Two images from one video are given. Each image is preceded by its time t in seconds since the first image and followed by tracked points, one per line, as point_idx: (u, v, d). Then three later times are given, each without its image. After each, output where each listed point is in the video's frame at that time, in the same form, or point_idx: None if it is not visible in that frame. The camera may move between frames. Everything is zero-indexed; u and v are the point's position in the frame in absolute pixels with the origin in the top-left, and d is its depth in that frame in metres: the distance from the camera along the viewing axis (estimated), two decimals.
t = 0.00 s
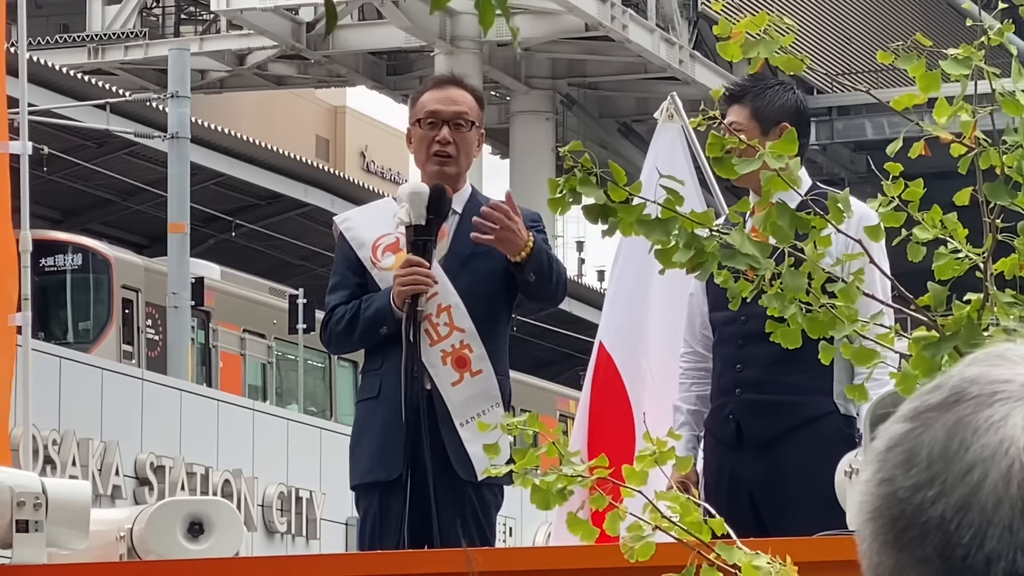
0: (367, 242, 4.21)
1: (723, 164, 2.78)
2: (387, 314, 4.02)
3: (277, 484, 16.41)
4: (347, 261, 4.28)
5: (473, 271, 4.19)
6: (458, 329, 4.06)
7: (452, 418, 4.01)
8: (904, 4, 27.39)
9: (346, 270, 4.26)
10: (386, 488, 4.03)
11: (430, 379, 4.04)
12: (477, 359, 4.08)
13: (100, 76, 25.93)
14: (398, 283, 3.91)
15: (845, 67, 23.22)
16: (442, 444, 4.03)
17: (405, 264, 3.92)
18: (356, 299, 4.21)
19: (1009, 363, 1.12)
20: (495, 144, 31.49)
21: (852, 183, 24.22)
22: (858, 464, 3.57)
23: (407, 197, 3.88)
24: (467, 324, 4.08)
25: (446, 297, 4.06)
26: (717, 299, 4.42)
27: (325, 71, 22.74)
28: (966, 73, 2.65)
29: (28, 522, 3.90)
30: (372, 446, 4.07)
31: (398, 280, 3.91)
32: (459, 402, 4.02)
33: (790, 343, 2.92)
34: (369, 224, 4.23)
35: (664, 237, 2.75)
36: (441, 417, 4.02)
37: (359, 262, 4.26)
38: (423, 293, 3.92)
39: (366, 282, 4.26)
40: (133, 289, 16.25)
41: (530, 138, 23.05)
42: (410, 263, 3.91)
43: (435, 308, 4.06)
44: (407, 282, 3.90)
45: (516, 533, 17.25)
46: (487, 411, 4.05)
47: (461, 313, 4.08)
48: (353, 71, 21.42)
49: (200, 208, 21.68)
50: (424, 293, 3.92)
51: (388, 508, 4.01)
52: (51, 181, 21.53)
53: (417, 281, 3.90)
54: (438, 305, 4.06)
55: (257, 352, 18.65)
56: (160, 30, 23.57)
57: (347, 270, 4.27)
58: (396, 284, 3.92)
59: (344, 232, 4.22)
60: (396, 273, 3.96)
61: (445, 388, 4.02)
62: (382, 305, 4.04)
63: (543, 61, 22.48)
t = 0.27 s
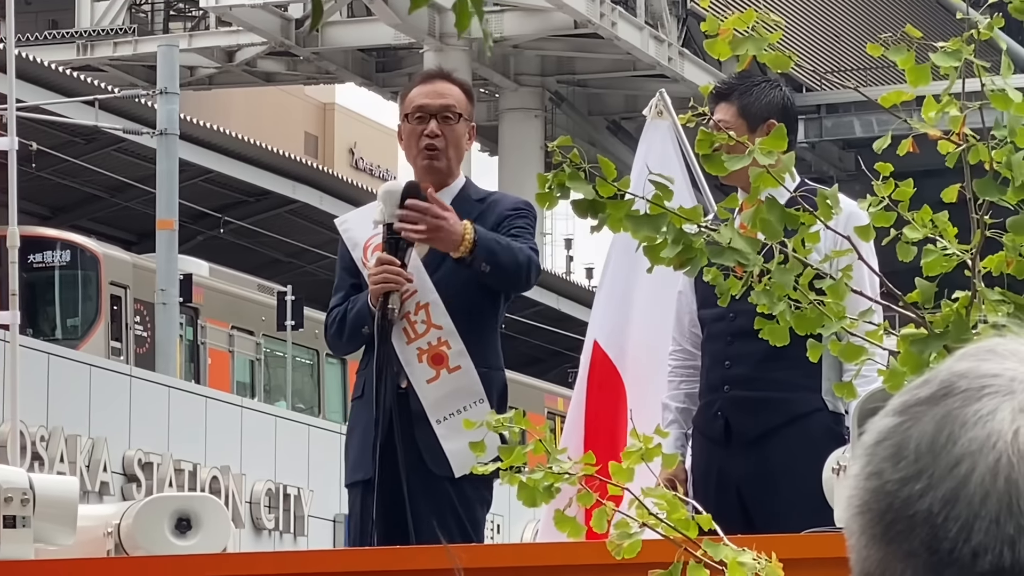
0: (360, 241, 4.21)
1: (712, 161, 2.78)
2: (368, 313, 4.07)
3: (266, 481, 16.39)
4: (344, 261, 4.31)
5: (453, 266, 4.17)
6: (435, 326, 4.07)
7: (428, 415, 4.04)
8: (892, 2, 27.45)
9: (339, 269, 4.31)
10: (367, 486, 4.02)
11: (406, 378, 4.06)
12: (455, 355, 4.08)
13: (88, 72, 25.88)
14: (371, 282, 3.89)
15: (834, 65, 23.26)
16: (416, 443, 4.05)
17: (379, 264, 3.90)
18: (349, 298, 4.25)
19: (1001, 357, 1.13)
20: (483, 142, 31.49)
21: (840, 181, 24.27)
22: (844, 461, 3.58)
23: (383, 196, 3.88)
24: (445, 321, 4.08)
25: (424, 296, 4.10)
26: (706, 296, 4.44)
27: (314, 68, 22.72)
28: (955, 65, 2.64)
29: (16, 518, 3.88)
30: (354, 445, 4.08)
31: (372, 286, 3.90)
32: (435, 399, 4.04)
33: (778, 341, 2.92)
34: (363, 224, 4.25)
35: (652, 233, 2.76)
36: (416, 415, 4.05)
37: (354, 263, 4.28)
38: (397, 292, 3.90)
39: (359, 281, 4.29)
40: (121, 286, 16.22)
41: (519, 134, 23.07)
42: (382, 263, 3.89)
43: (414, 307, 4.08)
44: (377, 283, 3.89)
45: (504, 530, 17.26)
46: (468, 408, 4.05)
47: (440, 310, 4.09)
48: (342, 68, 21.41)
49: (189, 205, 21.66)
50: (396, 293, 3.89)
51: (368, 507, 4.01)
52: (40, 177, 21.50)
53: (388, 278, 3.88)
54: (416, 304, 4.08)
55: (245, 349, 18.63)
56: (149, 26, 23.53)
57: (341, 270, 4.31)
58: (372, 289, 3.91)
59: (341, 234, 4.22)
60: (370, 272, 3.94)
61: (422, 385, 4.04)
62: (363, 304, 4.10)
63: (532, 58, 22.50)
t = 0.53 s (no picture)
0: (348, 238, 4.20)
1: (703, 160, 2.79)
2: (357, 314, 4.08)
3: (255, 477, 16.36)
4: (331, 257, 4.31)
5: (441, 265, 4.14)
6: (424, 328, 4.09)
7: (414, 416, 4.06)
8: None
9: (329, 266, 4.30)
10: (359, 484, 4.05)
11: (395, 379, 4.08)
12: (444, 358, 4.10)
13: (79, 67, 25.83)
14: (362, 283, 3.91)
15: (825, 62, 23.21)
16: (405, 445, 4.06)
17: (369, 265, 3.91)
18: (339, 296, 4.25)
19: (985, 356, 1.17)
20: (474, 138, 31.46)
21: (831, 178, 24.23)
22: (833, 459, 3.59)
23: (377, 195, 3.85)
24: (435, 323, 4.10)
25: (414, 297, 4.09)
26: (697, 293, 4.42)
27: (305, 63, 22.68)
28: (946, 66, 2.65)
29: (7, 513, 3.90)
30: (344, 444, 4.11)
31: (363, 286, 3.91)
32: (424, 401, 4.06)
33: (770, 338, 2.91)
34: (351, 220, 4.22)
35: (643, 229, 2.75)
36: (404, 417, 4.07)
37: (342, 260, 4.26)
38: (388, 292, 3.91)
39: (349, 278, 4.28)
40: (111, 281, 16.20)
41: (510, 130, 23.02)
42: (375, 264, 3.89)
43: (404, 307, 4.09)
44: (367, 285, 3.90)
45: (493, 527, 17.24)
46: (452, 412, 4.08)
47: (430, 311, 4.09)
48: (332, 63, 21.36)
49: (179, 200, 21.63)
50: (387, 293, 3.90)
51: (357, 506, 4.04)
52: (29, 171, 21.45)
53: (380, 280, 3.89)
54: (405, 305, 4.08)
55: (235, 345, 18.60)
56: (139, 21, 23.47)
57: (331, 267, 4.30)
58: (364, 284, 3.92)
59: (328, 229, 4.21)
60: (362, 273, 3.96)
61: (410, 388, 4.06)
62: (353, 305, 4.10)
63: (522, 54, 22.44)
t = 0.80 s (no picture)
0: (325, 232, 4.17)
1: (694, 156, 2.76)
2: (343, 306, 4.00)
3: (244, 473, 16.35)
4: (306, 252, 4.26)
5: (431, 262, 4.15)
6: (414, 323, 4.08)
7: (407, 411, 4.05)
8: None
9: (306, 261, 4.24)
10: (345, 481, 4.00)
11: (385, 373, 4.07)
12: (432, 354, 4.09)
13: (70, 63, 25.81)
14: (352, 274, 3.89)
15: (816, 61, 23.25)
16: (397, 445, 4.05)
17: (359, 257, 3.91)
18: (316, 291, 4.20)
19: (967, 355, 1.18)
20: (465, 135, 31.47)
21: (822, 177, 24.29)
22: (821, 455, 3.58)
23: (363, 186, 3.83)
24: (424, 319, 4.09)
25: (402, 292, 4.08)
26: (688, 291, 4.42)
27: (296, 60, 22.67)
28: (941, 64, 2.64)
29: None
30: (328, 438, 4.05)
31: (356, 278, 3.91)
32: (415, 397, 4.05)
33: (760, 336, 2.89)
34: (328, 215, 4.20)
35: (634, 225, 2.74)
36: (394, 411, 4.05)
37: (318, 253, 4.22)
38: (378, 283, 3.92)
39: (326, 272, 4.24)
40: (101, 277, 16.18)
41: (501, 128, 23.04)
42: (364, 253, 3.90)
43: (393, 302, 4.07)
44: (361, 273, 3.90)
45: (483, 524, 17.24)
46: (439, 409, 4.06)
47: (419, 307, 4.09)
48: (324, 60, 21.35)
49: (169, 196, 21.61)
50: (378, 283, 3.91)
51: (346, 502, 3.99)
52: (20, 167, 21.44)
53: (370, 270, 3.90)
54: (394, 299, 4.07)
55: (225, 341, 18.60)
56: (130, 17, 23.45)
57: (307, 261, 4.26)
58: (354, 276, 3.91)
59: (303, 222, 4.19)
60: (350, 263, 3.96)
61: (401, 383, 4.05)
62: (338, 297, 4.02)
63: (513, 51, 22.46)
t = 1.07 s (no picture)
0: (307, 224, 4.18)
1: (685, 153, 2.76)
2: (333, 299, 3.98)
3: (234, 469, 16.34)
4: (283, 243, 4.23)
5: (419, 259, 4.16)
6: (407, 320, 4.08)
7: (401, 409, 4.04)
8: None
9: (284, 254, 4.21)
10: (338, 478, 4.00)
11: (381, 369, 4.08)
12: (423, 351, 4.09)
13: (61, 58, 25.76)
14: (344, 266, 3.91)
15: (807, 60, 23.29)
16: (393, 442, 4.05)
17: (352, 248, 3.91)
18: (296, 284, 4.17)
19: (963, 355, 1.24)
20: (457, 133, 31.47)
21: (813, 175, 24.30)
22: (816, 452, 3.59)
23: (350, 178, 3.85)
24: (415, 315, 4.10)
25: (395, 288, 4.08)
26: (680, 289, 4.44)
27: (287, 56, 22.63)
28: (930, 62, 2.65)
29: None
30: (318, 432, 4.04)
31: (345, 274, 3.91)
32: (411, 394, 4.05)
33: (750, 333, 2.90)
34: (308, 207, 4.20)
35: (624, 224, 2.73)
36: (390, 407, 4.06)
37: (299, 246, 4.22)
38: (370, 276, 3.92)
39: (306, 266, 4.23)
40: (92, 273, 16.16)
41: (492, 125, 23.05)
42: (358, 244, 3.90)
43: (385, 298, 4.07)
44: (355, 266, 3.90)
45: (473, 521, 17.26)
46: (430, 407, 4.07)
47: (410, 304, 4.09)
48: (316, 57, 21.34)
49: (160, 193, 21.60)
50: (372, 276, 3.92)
51: (337, 498, 4.00)
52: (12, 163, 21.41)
53: (364, 264, 3.90)
54: (387, 296, 4.07)
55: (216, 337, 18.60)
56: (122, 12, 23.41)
57: (284, 255, 4.22)
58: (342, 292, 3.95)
59: (281, 213, 4.18)
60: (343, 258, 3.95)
61: (397, 379, 4.06)
62: (327, 289, 3.99)
63: (505, 49, 22.46)
